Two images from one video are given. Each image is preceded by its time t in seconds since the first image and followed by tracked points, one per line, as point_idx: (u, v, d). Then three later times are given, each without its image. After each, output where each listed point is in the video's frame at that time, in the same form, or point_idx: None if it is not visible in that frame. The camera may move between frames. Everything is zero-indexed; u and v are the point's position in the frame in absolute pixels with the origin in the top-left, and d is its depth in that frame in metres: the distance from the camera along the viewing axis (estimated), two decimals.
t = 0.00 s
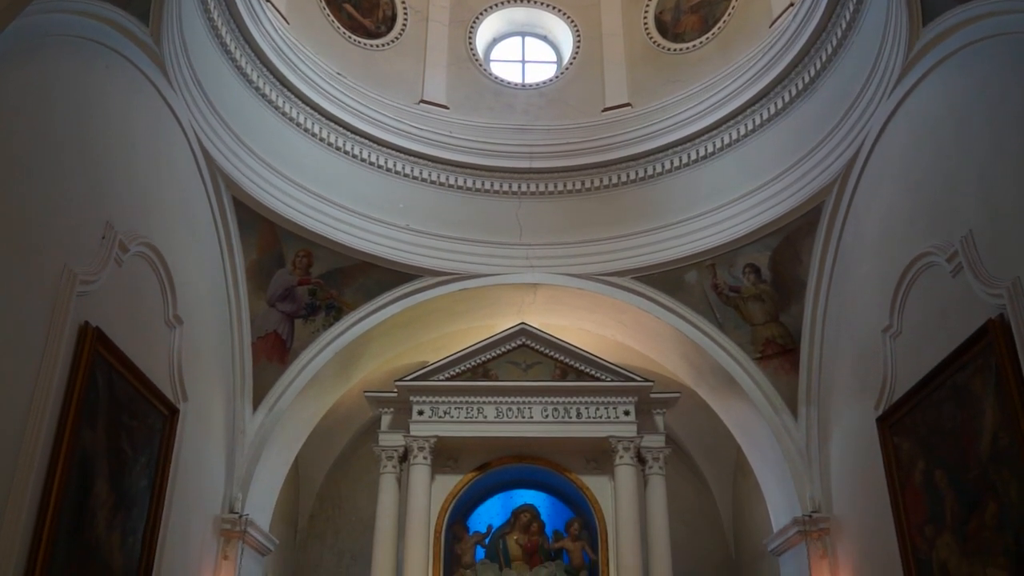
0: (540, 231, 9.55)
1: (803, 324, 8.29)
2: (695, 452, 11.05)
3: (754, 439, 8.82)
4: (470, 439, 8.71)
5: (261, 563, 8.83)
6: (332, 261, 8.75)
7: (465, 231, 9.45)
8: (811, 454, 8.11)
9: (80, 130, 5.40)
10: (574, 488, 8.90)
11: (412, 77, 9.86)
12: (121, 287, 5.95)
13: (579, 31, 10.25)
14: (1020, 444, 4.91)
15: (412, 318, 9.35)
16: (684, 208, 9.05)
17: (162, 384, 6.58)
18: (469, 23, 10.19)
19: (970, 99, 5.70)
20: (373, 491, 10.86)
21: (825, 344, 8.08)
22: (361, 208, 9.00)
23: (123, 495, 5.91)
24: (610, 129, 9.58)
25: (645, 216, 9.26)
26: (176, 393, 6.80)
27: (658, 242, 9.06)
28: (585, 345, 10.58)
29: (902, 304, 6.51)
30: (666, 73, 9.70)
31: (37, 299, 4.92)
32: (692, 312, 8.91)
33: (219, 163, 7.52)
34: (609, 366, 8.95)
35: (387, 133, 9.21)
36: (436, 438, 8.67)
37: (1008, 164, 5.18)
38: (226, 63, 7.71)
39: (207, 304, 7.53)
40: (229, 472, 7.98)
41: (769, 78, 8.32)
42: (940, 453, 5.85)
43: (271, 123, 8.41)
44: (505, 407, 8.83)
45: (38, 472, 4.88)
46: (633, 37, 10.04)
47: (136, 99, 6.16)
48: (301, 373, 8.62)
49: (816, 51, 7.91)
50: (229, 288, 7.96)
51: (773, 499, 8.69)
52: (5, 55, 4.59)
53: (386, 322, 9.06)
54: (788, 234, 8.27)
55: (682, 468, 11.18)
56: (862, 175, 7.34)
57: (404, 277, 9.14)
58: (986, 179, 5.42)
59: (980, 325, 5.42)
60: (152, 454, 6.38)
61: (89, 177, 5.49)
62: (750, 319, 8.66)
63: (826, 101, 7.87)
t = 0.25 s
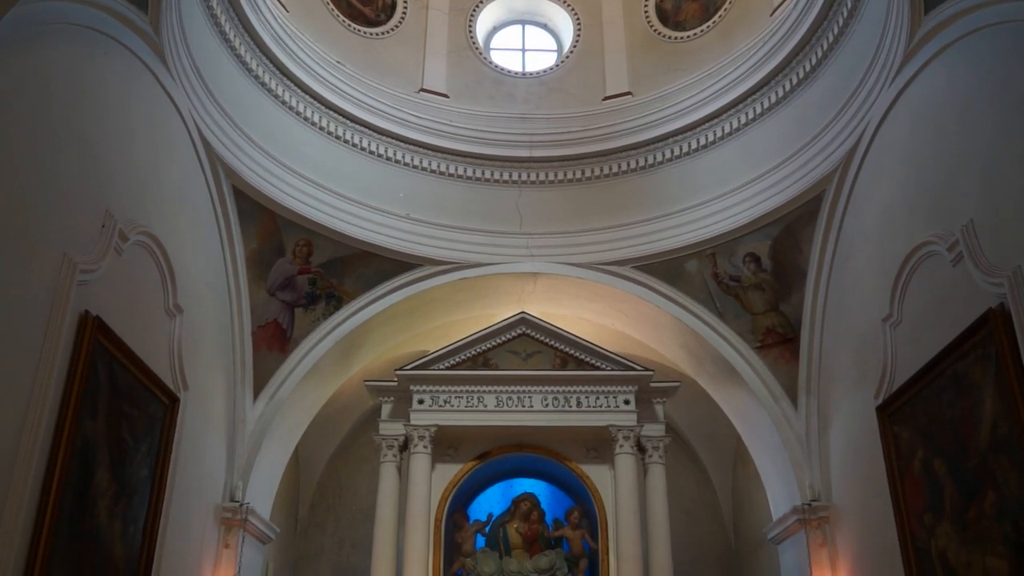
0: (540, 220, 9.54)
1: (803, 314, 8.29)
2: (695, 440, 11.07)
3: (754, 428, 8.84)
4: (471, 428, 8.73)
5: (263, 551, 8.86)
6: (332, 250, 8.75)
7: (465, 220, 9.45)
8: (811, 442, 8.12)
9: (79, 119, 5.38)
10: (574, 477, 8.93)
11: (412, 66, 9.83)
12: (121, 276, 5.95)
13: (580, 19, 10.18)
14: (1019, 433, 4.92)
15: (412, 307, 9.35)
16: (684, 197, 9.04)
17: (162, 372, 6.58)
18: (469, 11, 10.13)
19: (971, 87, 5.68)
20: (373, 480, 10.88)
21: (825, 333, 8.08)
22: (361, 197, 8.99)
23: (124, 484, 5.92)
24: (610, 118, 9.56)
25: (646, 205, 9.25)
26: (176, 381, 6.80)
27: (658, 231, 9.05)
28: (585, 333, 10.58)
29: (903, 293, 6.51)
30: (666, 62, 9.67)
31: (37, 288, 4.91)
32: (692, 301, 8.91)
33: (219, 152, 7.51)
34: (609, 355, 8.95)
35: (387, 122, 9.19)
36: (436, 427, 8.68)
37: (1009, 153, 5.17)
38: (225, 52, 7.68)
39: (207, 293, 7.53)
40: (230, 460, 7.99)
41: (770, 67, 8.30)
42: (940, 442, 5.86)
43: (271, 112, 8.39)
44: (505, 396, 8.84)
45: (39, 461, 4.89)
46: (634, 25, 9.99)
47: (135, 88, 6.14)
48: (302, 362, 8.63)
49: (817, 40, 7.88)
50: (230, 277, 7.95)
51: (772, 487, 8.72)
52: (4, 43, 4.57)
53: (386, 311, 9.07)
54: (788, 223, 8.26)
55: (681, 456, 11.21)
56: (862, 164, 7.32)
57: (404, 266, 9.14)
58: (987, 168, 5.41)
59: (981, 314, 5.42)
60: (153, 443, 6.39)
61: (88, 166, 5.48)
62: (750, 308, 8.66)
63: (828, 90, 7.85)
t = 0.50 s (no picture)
0: (540, 209, 9.54)
1: (803, 303, 8.29)
2: (695, 429, 11.09)
3: (754, 416, 8.86)
4: (471, 416, 8.74)
5: (263, 540, 8.88)
6: (331, 239, 8.75)
7: (465, 209, 9.44)
8: (811, 431, 8.14)
9: (78, 108, 5.37)
10: (574, 465, 8.96)
11: (412, 54, 9.79)
12: (121, 265, 5.95)
13: (581, 7, 10.11)
14: (1019, 422, 4.93)
15: (412, 296, 9.36)
16: (685, 186, 9.03)
17: (163, 362, 6.59)
18: None
19: (973, 76, 5.66)
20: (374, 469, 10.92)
21: (825, 322, 8.08)
22: (361, 186, 8.98)
23: (125, 472, 5.93)
24: (611, 107, 9.53)
25: (646, 194, 9.24)
26: (177, 371, 6.81)
27: (659, 220, 9.05)
28: (585, 322, 10.59)
29: (903, 282, 6.51)
30: (667, 50, 9.63)
31: (36, 277, 4.91)
32: (692, 290, 8.91)
33: (219, 140, 7.50)
34: (609, 344, 8.95)
35: (386, 110, 9.17)
36: (437, 416, 8.70)
37: (1010, 142, 5.16)
38: (225, 40, 7.66)
39: (207, 281, 7.52)
40: (230, 449, 8.00)
41: (771, 55, 8.27)
42: (939, 431, 5.87)
43: (270, 100, 8.37)
44: (506, 385, 8.85)
45: (40, 449, 4.90)
46: (634, 12, 9.92)
47: (134, 76, 6.13)
48: (302, 351, 8.64)
49: (818, 28, 7.85)
50: (229, 266, 7.95)
51: (772, 476, 8.74)
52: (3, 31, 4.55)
53: (386, 300, 9.07)
54: (788, 212, 8.26)
55: (681, 444, 11.23)
56: (863, 153, 7.31)
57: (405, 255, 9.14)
58: (988, 157, 5.40)
59: (981, 303, 5.41)
60: (154, 431, 6.40)
61: (87, 154, 5.46)
62: (750, 297, 8.65)
63: (829, 79, 7.83)
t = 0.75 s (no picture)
0: (540, 198, 9.53)
1: (803, 291, 8.29)
2: (695, 417, 11.10)
3: (754, 405, 8.87)
4: (471, 405, 8.75)
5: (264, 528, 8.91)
6: (331, 228, 8.75)
7: (465, 198, 9.44)
8: (810, 420, 8.15)
9: (77, 96, 5.36)
10: (574, 453, 8.98)
11: (412, 42, 9.74)
12: (121, 254, 5.95)
13: None
14: (1019, 411, 4.93)
15: (412, 284, 9.37)
16: (685, 174, 9.02)
17: (163, 350, 6.59)
18: None
19: (974, 64, 5.64)
20: (375, 457, 10.96)
21: (825, 311, 8.08)
22: (361, 174, 8.97)
23: (126, 461, 5.94)
24: (611, 95, 9.50)
25: (646, 182, 9.24)
26: (177, 359, 6.81)
27: (659, 208, 9.04)
28: (586, 311, 10.60)
29: (903, 271, 6.50)
30: (668, 38, 9.58)
31: (36, 266, 4.91)
32: (693, 279, 8.90)
33: (218, 129, 7.48)
34: (609, 332, 8.95)
35: (386, 98, 9.15)
36: (437, 404, 8.71)
37: (1010, 130, 5.14)
38: (224, 27, 7.63)
39: (207, 270, 7.51)
40: (231, 438, 8.01)
41: (772, 43, 8.24)
42: (938, 419, 5.88)
43: (270, 88, 8.35)
44: (506, 373, 8.86)
45: (41, 438, 4.91)
46: None
47: (133, 64, 6.11)
48: (303, 339, 8.64)
49: (820, 15, 7.81)
50: (229, 255, 7.94)
51: (772, 464, 8.76)
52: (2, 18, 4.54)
53: (386, 289, 9.07)
54: (789, 201, 8.24)
55: (681, 433, 11.25)
56: (864, 141, 7.29)
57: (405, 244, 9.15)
58: (989, 145, 5.39)
59: (981, 292, 5.41)
60: (154, 420, 6.41)
61: (86, 143, 5.45)
62: (751, 285, 8.65)
63: (830, 67, 7.80)
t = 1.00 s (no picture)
0: (540, 187, 9.53)
1: (804, 281, 8.28)
2: (695, 407, 11.12)
3: (754, 394, 8.88)
4: (472, 394, 8.76)
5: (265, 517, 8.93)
6: (331, 217, 8.74)
7: (465, 187, 9.44)
8: (810, 409, 8.16)
9: (76, 85, 5.34)
10: (574, 442, 8.99)
11: (412, 31, 9.70)
12: (121, 242, 5.95)
13: None
14: (1019, 400, 4.93)
15: (412, 274, 9.38)
16: (685, 164, 9.01)
17: (163, 339, 6.59)
18: None
19: (976, 52, 5.62)
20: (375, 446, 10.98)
21: (825, 300, 8.08)
22: (361, 163, 8.97)
23: (126, 450, 5.95)
24: (612, 84, 9.48)
25: (647, 172, 9.23)
26: (177, 348, 6.82)
27: (659, 198, 9.04)
28: (586, 300, 10.60)
29: (904, 260, 6.49)
30: (669, 26, 9.54)
31: (37, 254, 4.90)
32: (693, 269, 8.90)
33: (218, 118, 7.47)
34: (609, 322, 8.95)
35: (386, 87, 9.12)
36: (437, 393, 8.72)
37: (1012, 118, 5.13)
38: (223, 16, 7.60)
39: (207, 259, 7.50)
40: (231, 427, 8.02)
41: (772, 32, 8.21)
42: (938, 408, 5.88)
43: (270, 77, 8.33)
44: (506, 362, 8.86)
45: (42, 427, 4.91)
46: None
47: (132, 53, 6.09)
48: (303, 328, 8.65)
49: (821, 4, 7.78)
50: (229, 244, 7.93)
51: (772, 453, 8.78)
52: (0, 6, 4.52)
53: (386, 278, 9.09)
54: (789, 190, 8.24)
55: (681, 422, 11.26)
56: (864, 130, 7.27)
57: (405, 233, 9.15)
58: (990, 134, 5.37)
59: (982, 280, 5.40)
60: (155, 409, 6.42)
61: (86, 132, 5.44)
62: (751, 275, 8.65)
63: (831, 55, 7.78)
